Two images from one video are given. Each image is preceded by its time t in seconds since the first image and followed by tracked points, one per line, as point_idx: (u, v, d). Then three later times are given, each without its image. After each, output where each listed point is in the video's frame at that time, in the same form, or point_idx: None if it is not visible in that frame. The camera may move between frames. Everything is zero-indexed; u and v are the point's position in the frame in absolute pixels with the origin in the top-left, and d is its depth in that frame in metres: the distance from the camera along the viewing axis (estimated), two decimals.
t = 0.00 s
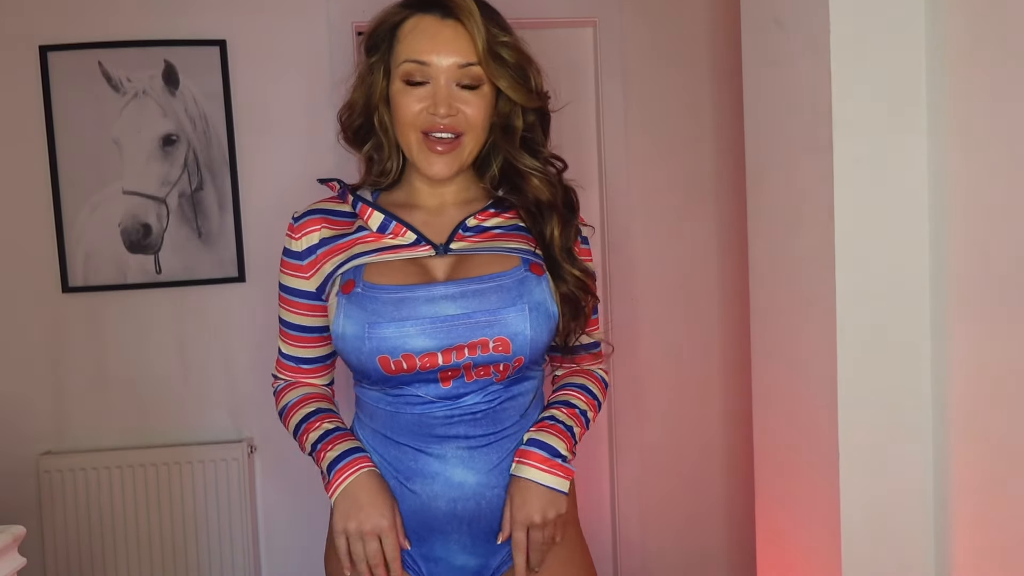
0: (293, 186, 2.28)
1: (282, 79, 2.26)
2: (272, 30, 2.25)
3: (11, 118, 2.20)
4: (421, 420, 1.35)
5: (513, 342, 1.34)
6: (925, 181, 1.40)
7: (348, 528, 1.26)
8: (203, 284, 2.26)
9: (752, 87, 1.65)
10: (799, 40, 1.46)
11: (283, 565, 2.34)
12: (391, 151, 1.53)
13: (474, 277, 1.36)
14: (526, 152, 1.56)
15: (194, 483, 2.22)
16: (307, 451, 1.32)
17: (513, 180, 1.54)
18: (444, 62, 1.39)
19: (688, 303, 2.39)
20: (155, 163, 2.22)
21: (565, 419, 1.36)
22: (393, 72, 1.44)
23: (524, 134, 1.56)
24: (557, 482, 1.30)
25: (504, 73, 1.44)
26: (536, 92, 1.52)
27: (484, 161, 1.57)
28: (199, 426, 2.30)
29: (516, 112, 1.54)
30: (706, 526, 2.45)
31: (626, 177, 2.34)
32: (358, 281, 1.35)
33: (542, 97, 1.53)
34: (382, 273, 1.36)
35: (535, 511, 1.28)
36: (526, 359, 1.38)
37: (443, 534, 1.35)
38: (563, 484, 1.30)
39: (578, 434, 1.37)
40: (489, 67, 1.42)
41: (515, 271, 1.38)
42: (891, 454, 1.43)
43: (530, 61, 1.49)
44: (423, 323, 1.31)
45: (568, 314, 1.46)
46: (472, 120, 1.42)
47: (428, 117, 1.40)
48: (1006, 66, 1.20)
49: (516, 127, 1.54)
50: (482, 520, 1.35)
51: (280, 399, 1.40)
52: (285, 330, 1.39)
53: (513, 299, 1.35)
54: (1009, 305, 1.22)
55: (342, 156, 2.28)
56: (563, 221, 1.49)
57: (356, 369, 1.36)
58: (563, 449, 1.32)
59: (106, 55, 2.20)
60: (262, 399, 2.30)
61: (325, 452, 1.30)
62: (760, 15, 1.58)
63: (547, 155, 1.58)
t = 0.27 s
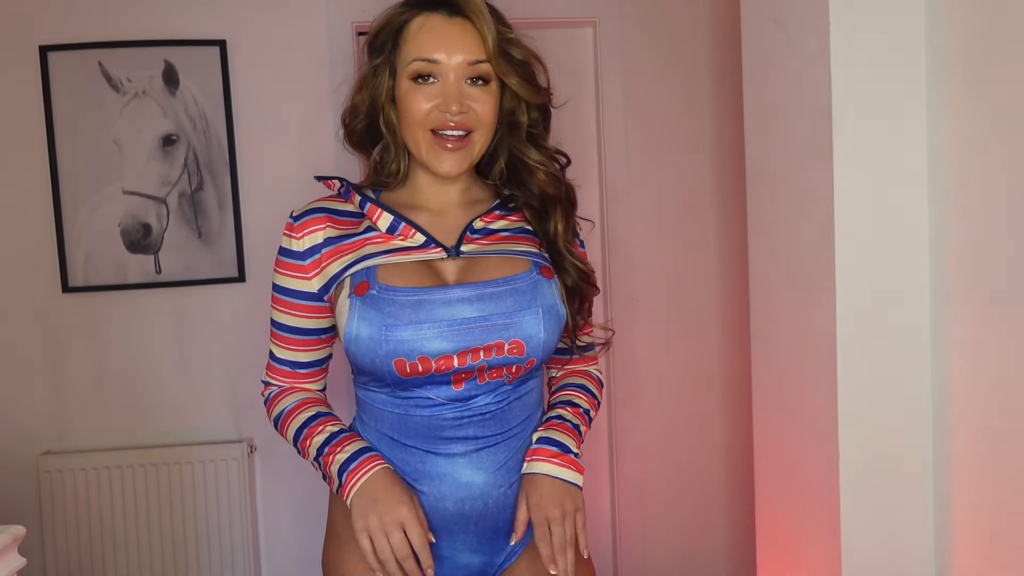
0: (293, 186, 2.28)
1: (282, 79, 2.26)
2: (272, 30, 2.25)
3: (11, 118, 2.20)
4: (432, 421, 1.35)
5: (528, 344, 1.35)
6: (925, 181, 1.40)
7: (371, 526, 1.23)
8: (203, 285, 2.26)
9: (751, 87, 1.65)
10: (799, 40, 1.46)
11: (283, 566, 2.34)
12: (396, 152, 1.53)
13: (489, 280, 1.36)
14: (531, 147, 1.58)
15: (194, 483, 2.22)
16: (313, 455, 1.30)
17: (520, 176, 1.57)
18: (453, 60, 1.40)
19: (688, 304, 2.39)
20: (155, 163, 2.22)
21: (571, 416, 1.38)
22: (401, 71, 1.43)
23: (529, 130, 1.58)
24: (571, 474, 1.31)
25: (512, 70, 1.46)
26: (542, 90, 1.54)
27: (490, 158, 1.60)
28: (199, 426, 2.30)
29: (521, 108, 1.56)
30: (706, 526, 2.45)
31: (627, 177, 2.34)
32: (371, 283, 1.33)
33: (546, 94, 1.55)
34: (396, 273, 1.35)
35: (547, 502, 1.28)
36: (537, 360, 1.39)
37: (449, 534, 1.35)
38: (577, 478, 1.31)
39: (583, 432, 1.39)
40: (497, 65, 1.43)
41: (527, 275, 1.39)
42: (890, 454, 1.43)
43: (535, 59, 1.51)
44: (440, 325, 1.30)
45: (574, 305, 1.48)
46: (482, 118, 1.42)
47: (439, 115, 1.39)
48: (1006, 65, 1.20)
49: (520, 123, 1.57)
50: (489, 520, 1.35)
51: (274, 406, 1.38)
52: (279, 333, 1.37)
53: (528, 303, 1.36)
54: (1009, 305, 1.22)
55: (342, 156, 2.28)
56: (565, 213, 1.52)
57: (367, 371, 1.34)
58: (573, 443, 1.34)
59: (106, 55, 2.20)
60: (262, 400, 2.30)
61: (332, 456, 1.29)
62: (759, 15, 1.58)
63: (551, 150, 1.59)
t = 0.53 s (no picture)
0: (293, 186, 2.28)
1: (282, 79, 2.26)
2: (272, 29, 2.25)
3: (11, 117, 2.20)
4: (422, 424, 1.36)
5: (510, 348, 1.34)
6: (924, 181, 1.40)
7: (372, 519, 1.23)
8: (203, 284, 2.26)
9: (751, 86, 1.64)
10: (799, 39, 1.46)
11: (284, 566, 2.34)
12: (388, 149, 1.54)
13: (472, 282, 1.36)
14: (521, 154, 1.57)
15: (194, 483, 2.22)
16: (317, 455, 1.33)
17: (509, 182, 1.54)
18: (451, 63, 1.40)
19: (688, 303, 2.39)
20: (155, 163, 2.22)
21: (566, 417, 1.36)
22: (397, 69, 1.44)
23: (520, 136, 1.58)
24: (558, 472, 1.29)
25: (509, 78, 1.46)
26: (537, 100, 1.54)
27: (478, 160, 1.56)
28: (199, 426, 2.30)
29: (514, 116, 1.56)
30: (707, 526, 2.45)
31: (626, 177, 2.33)
32: (355, 289, 1.37)
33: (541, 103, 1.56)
34: (378, 280, 1.37)
35: (536, 494, 1.24)
36: (524, 363, 1.38)
37: (446, 534, 1.35)
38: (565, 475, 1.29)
39: (577, 431, 1.37)
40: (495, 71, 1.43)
41: (510, 277, 1.38)
42: (890, 454, 1.43)
43: (534, 69, 1.51)
44: (420, 331, 1.31)
45: (562, 310, 1.46)
46: (474, 122, 1.42)
47: (431, 117, 1.40)
48: (1006, 64, 1.20)
49: (512, 129, 1.57)
50: (485, 520, 1.36)
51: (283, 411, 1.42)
52: (283, 339, 1.42)
53: (508, 307, 1.35)
54: (1009, 305, 1.22)
55: (341, 156, 2.28)
56: (555, 217, 1.49)
57: (356, 376, 1.37)
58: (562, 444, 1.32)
59: (106, 55, 2.20)
60: (262, 400, 2.30)
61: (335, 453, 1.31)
62: (759, 14, 1.58)
63: (541, 158, 1.60)
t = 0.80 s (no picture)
0: (293, 187, 2.28)
1: (282, 79, 2.26)
2: (272, 29, 2.25)
3: (11, 117, 2.20)
4: (416, 425, 1.37)
5: (494, 349, 1.34)
6: (924, 181, 1.40)
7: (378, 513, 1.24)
8: (203, 284, 2.26)
9: (752, 86, 1.64)
10: (799, 39, 1.46)
11: (284, 565, 2.34)
12: (381, 149, 1.55)
13: (459, 284, 1.36)
14: (514, 159, 1.57)
15: (194, 483, 2.22)
16: (324, 455, 1.34)
17: (498, 184, 1.53)
18: (446, 67, 1.40)
19: (687, 303, 2.39)
20: (155, 163, 2.22)
21: (563, 414, 1.36)
22: (392, 71, 1.43)
23: (513, 140, 1.57)
24: (554, 470, 1.29)
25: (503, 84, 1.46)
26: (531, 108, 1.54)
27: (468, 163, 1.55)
28: (199, 426, 2.30)
29: (508, 123, 1.55)
30: (707, 525, 2.45)
31: (626, 177, 2.33)
32: (344, 296, 1.38)
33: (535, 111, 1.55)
34: (365, 286, 1.38)
35: (531, 496, 1.24)
36: (513, 363, 1.37)
37: (444, 532, 1.36)
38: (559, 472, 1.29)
39: (575, 427, 1.37)
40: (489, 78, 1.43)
41: (493, 277, 1.37)
42: (891, 454, 1.43)
43: (529, 77, 1.52)
44: (405, 334, 1.32)
45: (550, 315, 1.42)
46: (466, 126, 1.43)
47: (424, 120, 1.40)
48: (1006, 65, 1.20)
49: (506, 135, 1.56)
50: (484, 518, 1.36)
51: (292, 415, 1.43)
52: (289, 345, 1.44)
53: (491, 307, 1.35)
54: (1009, 305, 1.22)
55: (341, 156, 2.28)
56: (546, 220, 1.46)
57: (352, 382, 1.39)
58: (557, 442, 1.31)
59: (106, 55, 2.20)
60: (262, 400, 2.30)
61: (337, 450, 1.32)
62: (759, 14, 1.58)
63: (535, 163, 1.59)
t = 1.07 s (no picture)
0: (293, 186, 2.28)
1: (282, 78, 2.26)
2: (272, 29, 2.25)
3: (11, 117, 2.20)
4: (418, 423, 1.37)
5: (501, 347, 1.35)
6: (924, 181, 1.40)
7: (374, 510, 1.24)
8: (203, 284, 2.26)
9: (752, 86, 1.64)
10: (799, 39, 1.46)
11: (283, 565, 2.34)
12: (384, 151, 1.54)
13: (466, 281, 1.36)
14: (513, 143, 1.56)
15: (193, 483, 2.22)
16: (319, 453, 1.34)
17: (501, 168, 1.54)
18: (438, 57, 1.41)
19: (687, 303, 2.39)
20: (154, 163, 2.22)
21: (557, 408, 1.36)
22: (386, 70, 1.44)
23: (511, 122, 1.57)
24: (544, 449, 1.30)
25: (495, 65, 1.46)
26: (524, 86, 1.54)
27: (470, 150, 1.55)
28: (198, 426, 2.30)
29: (504, 104, 1.55)
30: (707, 525, 2.45)
31: (626, 177, 2.34)
32: (349, 290, 1.38)
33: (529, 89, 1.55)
34: (373, 283, 1.37)
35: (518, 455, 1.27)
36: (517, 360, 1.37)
37: (444, 530, 1.36)
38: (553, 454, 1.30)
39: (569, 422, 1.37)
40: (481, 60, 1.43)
41: (499, 276, 1.37)
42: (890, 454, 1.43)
43: (518, 55, 1.52)
44: (411, 330, 1.32)
45: (553, 301, 1.43)
46: (467, 113, 1.43)
47: (427, 112, 1.41)
48: (1007, 65, 1.20)
49: (503, 116, 1.56)
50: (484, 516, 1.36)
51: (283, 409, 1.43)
52: (287, 339, 1.43)
53: (499, 305, 1.35)
54: (1009, 306, 1.22)
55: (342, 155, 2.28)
56: (545, 207, 1.47)
57: (352, 376, 1.39)
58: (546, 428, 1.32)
59: (106, 55, 2.20)
60: (261, 400, 2.30)
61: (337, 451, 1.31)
62: (759, 14, 1.58)
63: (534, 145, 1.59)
